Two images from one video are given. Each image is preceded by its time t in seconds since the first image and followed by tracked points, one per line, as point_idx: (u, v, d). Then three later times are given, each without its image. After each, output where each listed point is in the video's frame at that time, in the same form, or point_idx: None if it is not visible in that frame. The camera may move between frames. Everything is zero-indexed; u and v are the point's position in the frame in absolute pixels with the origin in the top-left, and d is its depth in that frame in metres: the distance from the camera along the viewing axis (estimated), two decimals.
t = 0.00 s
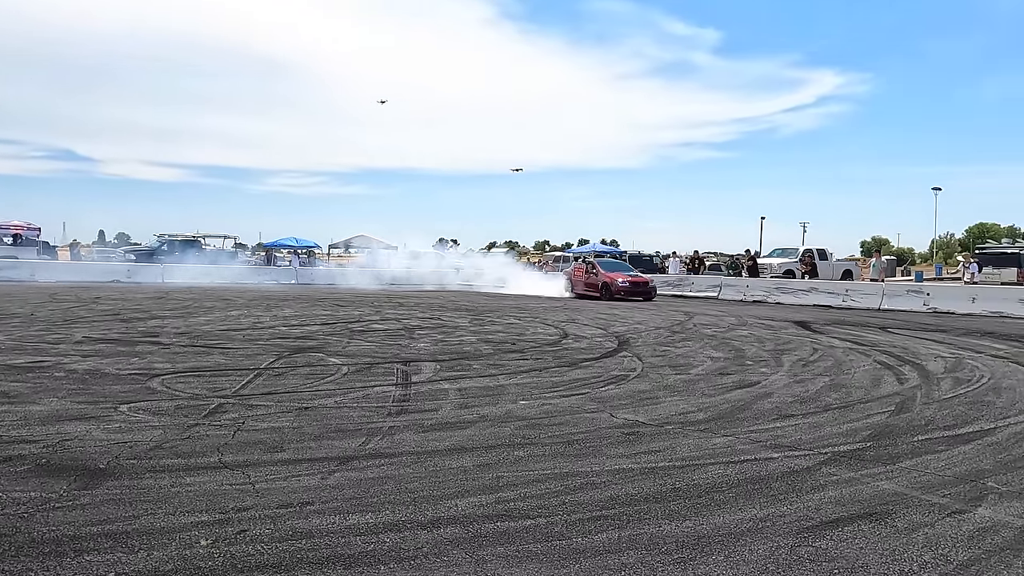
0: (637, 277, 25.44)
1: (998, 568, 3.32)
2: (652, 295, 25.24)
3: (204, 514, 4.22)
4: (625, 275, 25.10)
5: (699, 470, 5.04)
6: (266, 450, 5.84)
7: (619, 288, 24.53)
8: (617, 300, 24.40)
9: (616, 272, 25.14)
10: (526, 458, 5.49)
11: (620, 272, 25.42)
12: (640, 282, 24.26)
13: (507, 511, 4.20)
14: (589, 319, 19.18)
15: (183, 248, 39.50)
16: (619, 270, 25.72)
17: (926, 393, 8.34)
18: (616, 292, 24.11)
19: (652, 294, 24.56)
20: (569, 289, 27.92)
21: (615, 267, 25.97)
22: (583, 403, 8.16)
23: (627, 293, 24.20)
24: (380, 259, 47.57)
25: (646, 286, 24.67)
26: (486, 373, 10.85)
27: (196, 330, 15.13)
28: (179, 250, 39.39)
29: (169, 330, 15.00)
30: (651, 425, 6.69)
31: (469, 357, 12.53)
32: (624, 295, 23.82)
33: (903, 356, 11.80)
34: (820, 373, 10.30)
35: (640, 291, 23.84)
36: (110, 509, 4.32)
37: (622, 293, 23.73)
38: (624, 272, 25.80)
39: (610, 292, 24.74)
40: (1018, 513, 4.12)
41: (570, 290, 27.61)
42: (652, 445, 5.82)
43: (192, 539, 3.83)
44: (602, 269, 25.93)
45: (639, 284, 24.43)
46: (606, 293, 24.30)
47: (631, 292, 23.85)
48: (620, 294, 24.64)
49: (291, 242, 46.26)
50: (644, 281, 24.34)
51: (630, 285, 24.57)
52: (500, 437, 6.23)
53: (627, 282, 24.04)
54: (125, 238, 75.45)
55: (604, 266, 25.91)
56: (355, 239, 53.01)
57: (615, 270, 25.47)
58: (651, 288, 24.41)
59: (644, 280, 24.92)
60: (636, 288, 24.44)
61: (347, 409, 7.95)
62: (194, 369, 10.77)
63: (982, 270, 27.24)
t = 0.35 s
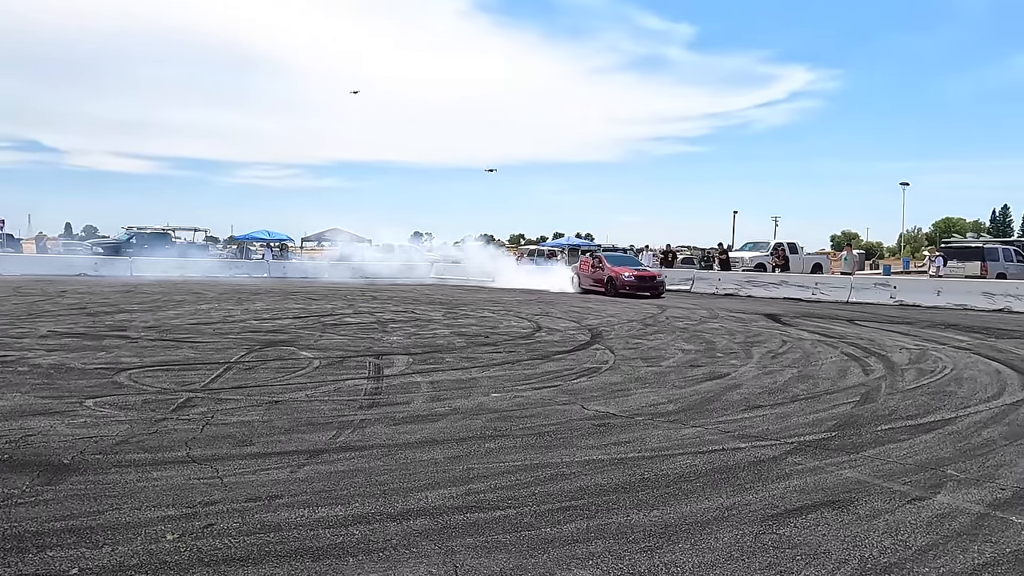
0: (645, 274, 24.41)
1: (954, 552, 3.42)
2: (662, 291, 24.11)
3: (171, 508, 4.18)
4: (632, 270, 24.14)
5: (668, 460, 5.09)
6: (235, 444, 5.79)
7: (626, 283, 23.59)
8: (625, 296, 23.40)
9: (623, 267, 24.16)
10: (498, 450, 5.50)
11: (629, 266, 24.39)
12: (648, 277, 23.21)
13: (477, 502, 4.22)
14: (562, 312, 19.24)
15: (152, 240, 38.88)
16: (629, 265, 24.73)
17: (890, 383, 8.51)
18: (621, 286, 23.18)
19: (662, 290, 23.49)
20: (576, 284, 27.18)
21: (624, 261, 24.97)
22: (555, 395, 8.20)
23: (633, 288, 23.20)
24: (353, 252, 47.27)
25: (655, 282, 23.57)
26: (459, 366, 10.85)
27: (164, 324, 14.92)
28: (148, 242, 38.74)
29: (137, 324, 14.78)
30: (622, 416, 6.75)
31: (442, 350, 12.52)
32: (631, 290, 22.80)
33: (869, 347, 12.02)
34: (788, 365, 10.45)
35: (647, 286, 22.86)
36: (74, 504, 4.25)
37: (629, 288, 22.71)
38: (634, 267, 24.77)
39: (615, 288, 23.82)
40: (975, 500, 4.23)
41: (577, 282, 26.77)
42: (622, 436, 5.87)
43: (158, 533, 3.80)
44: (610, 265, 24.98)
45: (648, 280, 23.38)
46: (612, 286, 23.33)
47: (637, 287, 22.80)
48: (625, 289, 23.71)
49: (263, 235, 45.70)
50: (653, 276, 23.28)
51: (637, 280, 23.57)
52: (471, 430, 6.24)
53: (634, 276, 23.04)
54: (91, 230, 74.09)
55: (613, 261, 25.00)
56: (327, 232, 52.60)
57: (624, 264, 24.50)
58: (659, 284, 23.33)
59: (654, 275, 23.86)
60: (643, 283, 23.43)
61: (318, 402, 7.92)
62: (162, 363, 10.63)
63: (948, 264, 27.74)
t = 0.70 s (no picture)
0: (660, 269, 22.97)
1: (924, 539, 3.49)
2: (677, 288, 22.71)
3: (145, 504, 4.13)
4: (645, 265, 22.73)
5: (645, 452, 5.12)
6: (210, 439, 5.73)
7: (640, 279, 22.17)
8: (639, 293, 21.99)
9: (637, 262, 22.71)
10: (475, 443, 5.50)
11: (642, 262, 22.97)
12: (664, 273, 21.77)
13: (455, 495, 4.22)
14: (540, 305, 19.26)
15: (124, 234, 38.28)
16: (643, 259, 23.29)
17: (863, 375, 8.63)
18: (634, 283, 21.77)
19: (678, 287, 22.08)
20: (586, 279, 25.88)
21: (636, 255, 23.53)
22: (532, 388, 8.22)
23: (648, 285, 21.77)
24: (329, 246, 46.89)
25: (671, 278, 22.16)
26: (436, 360, 10.82)
27: (137, 319, 14.71)
28: (120, 236, 38.15)
29: (110, 319, 14.55)
30: (599, 408, 6.78)
31: (419, 344, 12.48)
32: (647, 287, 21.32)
33: (841, 339, 12.20)
34: (763, 357, 10.56)
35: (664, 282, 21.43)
36: (45, 501, 4.19)
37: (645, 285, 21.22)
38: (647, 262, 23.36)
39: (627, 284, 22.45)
40: (943, 488, 4.32)
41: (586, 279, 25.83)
42: (599, 428, 5.89)
43: (132, 529, 3.76)
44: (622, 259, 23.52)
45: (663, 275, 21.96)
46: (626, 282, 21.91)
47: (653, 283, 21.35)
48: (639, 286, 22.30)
49: (238, 229, 45.16)
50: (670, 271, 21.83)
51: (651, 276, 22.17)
52: (449, 423, 6.23)
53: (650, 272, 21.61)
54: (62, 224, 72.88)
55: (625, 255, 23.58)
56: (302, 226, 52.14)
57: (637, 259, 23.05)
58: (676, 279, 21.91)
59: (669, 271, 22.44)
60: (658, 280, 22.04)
61: (294, 396, 7.87)
62: (135, 358, 10.49)
63: (918, 257, 28.17)
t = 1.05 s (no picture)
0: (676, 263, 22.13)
1: (897, 526, 3.54)
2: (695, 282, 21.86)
3: (120, 499, 4.09)
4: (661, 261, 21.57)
5: (625, 443, 5.16)
6: (187, 433, 5.68)
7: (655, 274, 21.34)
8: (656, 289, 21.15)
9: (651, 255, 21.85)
10: (455, 435, 5.50)
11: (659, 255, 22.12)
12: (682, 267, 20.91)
13: (435, 487, 4.22)
14: (520, 299, 19.28)
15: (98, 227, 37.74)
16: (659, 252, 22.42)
17: (838, 366, 8.75)
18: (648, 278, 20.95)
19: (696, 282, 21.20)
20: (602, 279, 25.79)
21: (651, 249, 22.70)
22: (512, 381, 8.25)
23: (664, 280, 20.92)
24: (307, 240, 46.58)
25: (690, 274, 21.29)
26: (416, 353, 10.81)
27: (112, 313, 14.53)
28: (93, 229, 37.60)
29: (83, 313, 14.35)
30: (578, 401, 6.81)
31: (399, 338, 12.46)
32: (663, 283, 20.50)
33: (817, 332, 12.34)
34: (741, 349, 10.66)
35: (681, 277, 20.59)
36: (18, 497, 4.13)
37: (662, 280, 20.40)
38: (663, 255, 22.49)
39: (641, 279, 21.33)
40: (917, 477, 4.39)
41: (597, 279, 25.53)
42: (579, 420, 5.92)
43: (107, 524, 3.72)
44: (636, 252, 22.69)
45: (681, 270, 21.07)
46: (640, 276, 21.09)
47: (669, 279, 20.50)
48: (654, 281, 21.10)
49: (215, 222, 44.69)
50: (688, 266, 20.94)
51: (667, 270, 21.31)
52: (429, 416, 6.23)
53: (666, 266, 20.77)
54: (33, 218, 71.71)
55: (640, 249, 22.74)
56: (280, 219, 51.76)
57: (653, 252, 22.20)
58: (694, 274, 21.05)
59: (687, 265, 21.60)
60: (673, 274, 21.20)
61: (273, 390, 7.83)
62: (110, 352, 10.36)
63: (893, 251, 28.54)
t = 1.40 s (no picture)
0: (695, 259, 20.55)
1: (871, 514, 3.60)
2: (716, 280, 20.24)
3: (97, 494, 4.05)
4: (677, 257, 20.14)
5: (604, 435, 5.18)
6: (165, 428, 5.63)
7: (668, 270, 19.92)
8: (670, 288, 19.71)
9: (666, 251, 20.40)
10: (436, 428, 5.50)
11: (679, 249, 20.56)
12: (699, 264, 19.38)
13: (416, 480, 4.22)
14: (501, 292, 19.28)
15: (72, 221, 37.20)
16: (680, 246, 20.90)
17: (816, 358, 8.85)
18: (659, 274, 19.54)
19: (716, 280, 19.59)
20: (619, 272, 26.23)
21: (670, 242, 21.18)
22: (493, 374, 8.26)
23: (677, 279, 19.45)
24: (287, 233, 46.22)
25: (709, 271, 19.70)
26: (397, 347, 10.78)
27: (88, 307, 14.34)
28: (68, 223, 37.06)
29: (58, 308, 14.15)
30: (559, 393, 6.84)
31: (380, 331, 12.42)
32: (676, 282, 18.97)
33: (795, 324, 12.47)
34: (720, 341, 10.74)
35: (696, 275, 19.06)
36: None
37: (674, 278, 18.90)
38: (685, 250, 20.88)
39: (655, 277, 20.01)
40: (891, 466, 4.45)
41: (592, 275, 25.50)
42: (559, 412, 5.95)
43: (83, 520, 3.68)
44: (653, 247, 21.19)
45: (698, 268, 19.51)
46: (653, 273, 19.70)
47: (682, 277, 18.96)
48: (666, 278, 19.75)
49: (194, 216, 44.19)
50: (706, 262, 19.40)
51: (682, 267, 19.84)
52: (409, 409, 6.22)
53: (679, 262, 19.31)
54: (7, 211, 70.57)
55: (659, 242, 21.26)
56: (260, 212, 51.33)
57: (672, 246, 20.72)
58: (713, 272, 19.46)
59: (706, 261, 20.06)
60: (687, 271, 19.71)
61: (252, 384, 7.78)
62: (86, 347, 10.23)
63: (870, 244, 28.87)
